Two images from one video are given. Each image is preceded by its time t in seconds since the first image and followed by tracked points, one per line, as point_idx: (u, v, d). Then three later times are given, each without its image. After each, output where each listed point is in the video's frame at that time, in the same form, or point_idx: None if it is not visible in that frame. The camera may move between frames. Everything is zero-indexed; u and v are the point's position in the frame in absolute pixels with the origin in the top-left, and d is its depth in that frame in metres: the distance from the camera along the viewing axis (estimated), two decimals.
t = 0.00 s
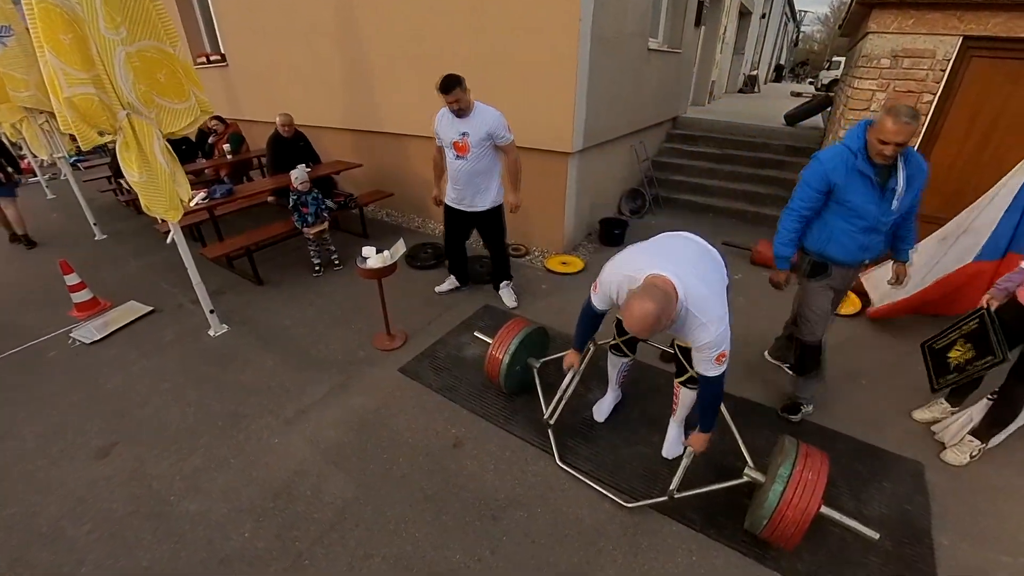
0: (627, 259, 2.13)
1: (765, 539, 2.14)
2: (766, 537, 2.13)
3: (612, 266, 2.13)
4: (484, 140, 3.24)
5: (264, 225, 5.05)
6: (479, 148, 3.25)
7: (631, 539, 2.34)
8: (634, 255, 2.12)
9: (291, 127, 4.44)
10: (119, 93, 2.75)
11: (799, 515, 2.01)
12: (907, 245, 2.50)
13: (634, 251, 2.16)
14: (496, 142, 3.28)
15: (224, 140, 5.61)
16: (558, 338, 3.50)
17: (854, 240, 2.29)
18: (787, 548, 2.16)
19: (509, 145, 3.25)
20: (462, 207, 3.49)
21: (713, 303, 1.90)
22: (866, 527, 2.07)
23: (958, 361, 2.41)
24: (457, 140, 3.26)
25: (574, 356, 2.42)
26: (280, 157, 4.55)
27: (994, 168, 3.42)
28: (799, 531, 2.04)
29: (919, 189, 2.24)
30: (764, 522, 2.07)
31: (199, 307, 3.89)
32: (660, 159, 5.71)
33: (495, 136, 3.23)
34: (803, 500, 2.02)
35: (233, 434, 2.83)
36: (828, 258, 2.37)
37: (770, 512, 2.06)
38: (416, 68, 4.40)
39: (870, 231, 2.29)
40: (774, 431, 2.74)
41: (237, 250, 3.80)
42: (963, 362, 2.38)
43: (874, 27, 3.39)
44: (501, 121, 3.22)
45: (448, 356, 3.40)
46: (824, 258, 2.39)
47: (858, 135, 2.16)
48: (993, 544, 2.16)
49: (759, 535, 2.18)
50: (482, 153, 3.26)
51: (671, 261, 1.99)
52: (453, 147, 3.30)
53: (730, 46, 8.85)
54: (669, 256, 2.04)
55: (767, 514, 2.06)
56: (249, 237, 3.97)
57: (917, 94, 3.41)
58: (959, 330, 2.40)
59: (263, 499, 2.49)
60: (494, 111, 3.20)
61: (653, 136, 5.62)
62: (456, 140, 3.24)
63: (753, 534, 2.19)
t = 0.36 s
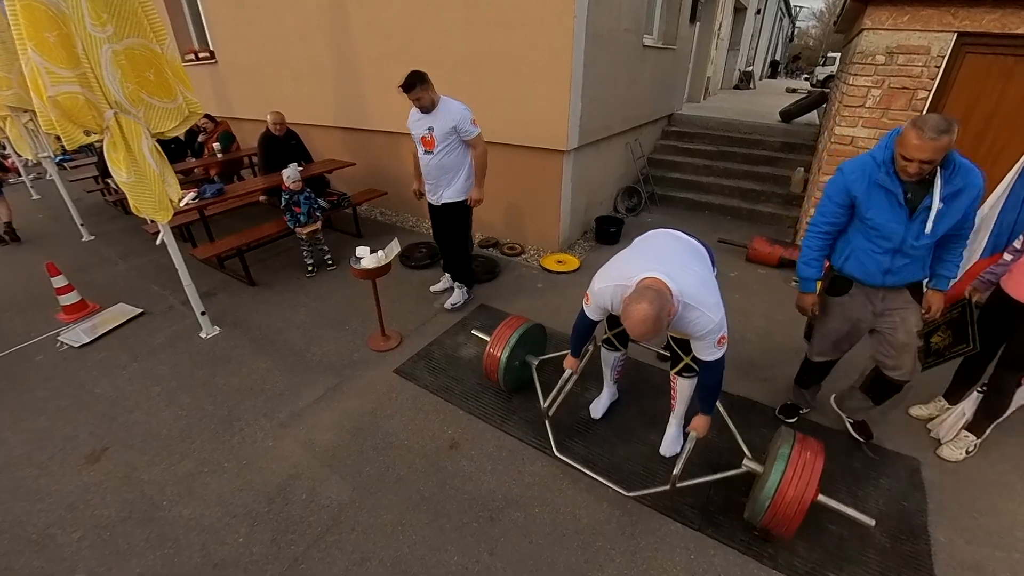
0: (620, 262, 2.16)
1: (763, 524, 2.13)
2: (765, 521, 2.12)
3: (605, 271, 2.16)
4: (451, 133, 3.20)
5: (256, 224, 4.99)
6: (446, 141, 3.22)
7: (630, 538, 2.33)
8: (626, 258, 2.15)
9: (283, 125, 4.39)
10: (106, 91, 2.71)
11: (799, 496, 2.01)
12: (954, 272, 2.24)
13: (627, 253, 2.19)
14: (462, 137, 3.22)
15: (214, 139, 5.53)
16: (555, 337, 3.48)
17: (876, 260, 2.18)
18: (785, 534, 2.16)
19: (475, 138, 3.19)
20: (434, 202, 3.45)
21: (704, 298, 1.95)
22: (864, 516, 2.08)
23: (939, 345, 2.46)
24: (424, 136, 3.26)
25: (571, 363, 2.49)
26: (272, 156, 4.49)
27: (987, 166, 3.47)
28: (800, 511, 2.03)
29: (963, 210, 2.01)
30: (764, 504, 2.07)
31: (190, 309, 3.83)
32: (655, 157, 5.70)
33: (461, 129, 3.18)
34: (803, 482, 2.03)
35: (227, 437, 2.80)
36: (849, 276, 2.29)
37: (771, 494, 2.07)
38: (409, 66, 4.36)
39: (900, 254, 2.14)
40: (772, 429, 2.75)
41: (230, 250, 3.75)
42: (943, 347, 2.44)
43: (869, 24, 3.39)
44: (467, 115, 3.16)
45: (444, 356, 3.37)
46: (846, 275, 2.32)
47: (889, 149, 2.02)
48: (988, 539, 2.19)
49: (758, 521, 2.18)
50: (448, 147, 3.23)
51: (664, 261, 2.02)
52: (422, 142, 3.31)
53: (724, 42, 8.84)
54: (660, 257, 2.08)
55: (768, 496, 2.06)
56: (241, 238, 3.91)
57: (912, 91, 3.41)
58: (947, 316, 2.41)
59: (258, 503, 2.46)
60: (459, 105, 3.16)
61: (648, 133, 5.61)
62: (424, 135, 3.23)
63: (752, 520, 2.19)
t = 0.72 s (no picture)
0: (612, 262, 2.21)
1: (771, 497, 2.18)
2: (773, 494, 2.17)
3: (597, 271, 2.21)
4: (412, 141, 3.15)
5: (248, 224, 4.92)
6: (410, 147, 3.19)
7: (630, 536, 2.33)
8: (618, 258, 2.20)
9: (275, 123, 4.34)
10: (93, 89, 2.66)
11: (807, 462, 2.10)
12: None
13: (619, 254, 2.24)
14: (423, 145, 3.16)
15: (204, 136, 5.46)
16: (552, 335, 3.47)
17: (909, 289, 2.03)
18: (791, 510, 2.20)
19: (434, 147, 3.11)
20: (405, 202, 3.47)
21: (693, 298, 1.98)
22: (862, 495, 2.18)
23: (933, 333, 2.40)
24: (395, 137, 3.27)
25: (576, 353, 2.57)
26: (264, 154, 4.43)
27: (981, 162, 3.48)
28: (809, 476, 2.11)
29: None
30: (775, 472, 2.13)
31: (181, 310, 3.78)
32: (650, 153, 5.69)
33: (422, 139, 3.12)
34: (808, 451, 2.14)
35: (221, 440, 2.76)
36: (888, 299, 2.15)
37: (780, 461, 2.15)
38: (403, 64, 4.32)
39: (941, 291, 1.94)
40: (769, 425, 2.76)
41: (222, 250, 3.71)
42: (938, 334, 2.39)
43: (864, 19, 3.41)
44: (428, 122, 3.08)
45: (440, 355, 3.35)
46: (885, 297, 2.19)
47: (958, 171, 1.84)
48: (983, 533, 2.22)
49: (765, 497, 2.21)
50: (410, 152, 3.20)
51: (652, 261, 2.07)
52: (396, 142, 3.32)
53: (720, 38, 8.85)
54: (650, 256, 2.12)
55: (778, 463, 2.14)
56: (232, 237, 3.84)
57: (908, 87, 3.44)
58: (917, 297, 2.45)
59: (253, 506, 2.43)
60: (422, 112, 3.08)
61: (644, 130, 5.60)
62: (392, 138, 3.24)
63: (759, 497, 2.22)
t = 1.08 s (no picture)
0: (608, 260, 2.22)
1: (781, 466, 2.28)
2: (782, 461, 2.27)
3: (594, 269, 2.22)
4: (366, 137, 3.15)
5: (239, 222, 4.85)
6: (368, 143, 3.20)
7: (630, 532, 2.32)
8: (613, 257, 2.22)
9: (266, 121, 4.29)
10: (80, 83, 2.59)
11: (811, 426, 2.27)
12: None
13: (615, 252, 2.25)
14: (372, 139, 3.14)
15: (193, 134, 5.37)
16: (550, 332, 3.45)
17: (954, 288, 1.93)
18: (799, 481, 2.28)
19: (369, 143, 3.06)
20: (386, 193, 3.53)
21: (690, 296, 1.98)
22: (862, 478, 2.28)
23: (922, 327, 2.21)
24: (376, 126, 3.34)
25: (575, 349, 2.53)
26: (255, 151, 4.36)
27: (976, 156, 3.49)
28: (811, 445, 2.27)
29: None
30: (784, 437, 2.28)
31: (172, 310, 3.71)
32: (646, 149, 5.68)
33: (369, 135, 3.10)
34: (809, 421, 2.32)
35: (215, 441, 2.71)
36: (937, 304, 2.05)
37: (787, 429, 2.31)
38: (396, 59, 4.28)
39: (985, 294, 1.82)
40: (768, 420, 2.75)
41: (213, 249, 3.64)
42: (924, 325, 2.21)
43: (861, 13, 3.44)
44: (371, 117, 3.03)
45: (437, 353, 3.32)
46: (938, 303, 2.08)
47: None
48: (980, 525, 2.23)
49: (775, 468, 2.30)
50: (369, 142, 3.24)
51: (649, 258, 2.08)
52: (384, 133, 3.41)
53: (715, 34, 8.84)
54: (646, 254, 2.14)
55: (786, 429, 2.29)
56: (223, 236, 3.78)
57: (904, 81, 3.47)
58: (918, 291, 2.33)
59: (248, 507, 2.39)
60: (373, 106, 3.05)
61: (639, 126, 5.59)
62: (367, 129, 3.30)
63: (770, 468, 2.30)
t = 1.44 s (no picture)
0: (598, 261, 2.21)
1: (782, 451, 2.29)
2: (783, 450, 2.29)
3: (584, 271, 2.20)
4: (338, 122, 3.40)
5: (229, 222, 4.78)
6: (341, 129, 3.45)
7: (626, 532, 2.30)
8: (604, 257, 2.20)
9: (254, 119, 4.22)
10: (62, 81, 2.53)
11: (809, 414, 2.33)
12: None
13: (604, 252, 2.23)
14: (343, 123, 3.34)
15: (181, 132, 5.28)
16: (545, 331, 3.42)
17: (970, 281, 1.85)
18: (800, 467, 2.29)
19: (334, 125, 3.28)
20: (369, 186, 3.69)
21: (684, 294, 1.96)
22: (858, 463, 2.36)
23: (934, 318, 2.17)
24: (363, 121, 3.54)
25: (571, 348, 2.55)
26: (245, 150, 4.29)
27: (971, 152, 3.48)
28: (810, 434, 2.30)
29: None
30: (784, 421, 2.33)
31: (160, 311, 3.65)
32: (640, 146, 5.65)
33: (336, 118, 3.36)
34: (806, 411, 2.37)
35: (204, 445, 2.66)
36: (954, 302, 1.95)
37: (786, 415, 2.36)
38: (387, 55, 4.22)
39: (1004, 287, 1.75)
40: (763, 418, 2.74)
41: (203, 250, 3.58)
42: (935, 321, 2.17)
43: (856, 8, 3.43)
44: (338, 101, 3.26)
45: (431, 353, 3.28)
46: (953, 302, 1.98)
47: None
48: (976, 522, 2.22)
49: (776, 456, 2.30)
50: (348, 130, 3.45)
51: (640, 258, 2.07)
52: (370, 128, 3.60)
53: (709, 29, 8.81)
54: (636, 253, 2.13)
55: (785, 414, 2.35)
56: (212, 236, 3.72)
57: (899, 76, 3.46)
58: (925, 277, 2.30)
59: (239, 512, 2.34)
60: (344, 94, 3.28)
61: (633, 123, 5.55)
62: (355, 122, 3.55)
63: (771, 456, 2.30)
